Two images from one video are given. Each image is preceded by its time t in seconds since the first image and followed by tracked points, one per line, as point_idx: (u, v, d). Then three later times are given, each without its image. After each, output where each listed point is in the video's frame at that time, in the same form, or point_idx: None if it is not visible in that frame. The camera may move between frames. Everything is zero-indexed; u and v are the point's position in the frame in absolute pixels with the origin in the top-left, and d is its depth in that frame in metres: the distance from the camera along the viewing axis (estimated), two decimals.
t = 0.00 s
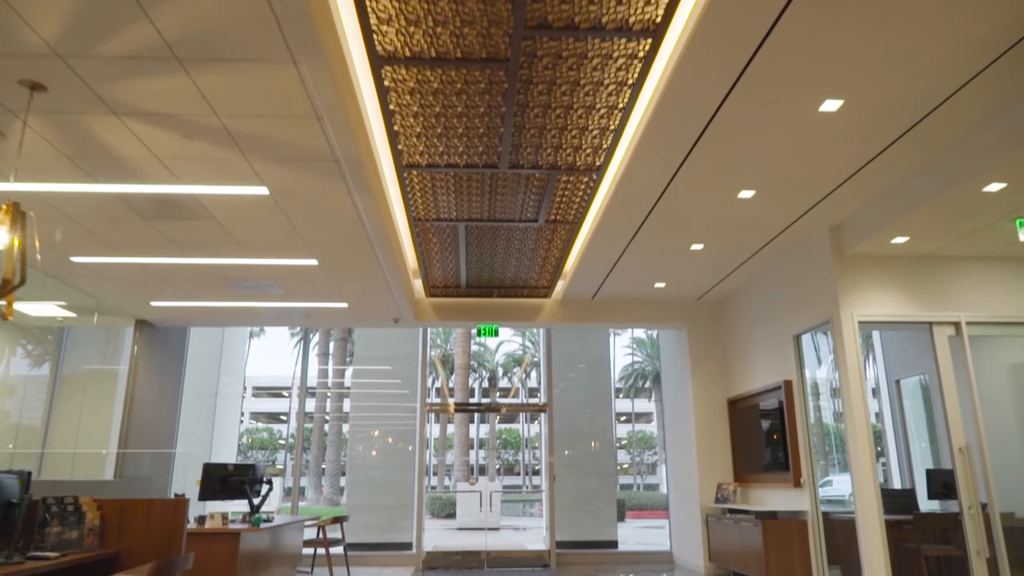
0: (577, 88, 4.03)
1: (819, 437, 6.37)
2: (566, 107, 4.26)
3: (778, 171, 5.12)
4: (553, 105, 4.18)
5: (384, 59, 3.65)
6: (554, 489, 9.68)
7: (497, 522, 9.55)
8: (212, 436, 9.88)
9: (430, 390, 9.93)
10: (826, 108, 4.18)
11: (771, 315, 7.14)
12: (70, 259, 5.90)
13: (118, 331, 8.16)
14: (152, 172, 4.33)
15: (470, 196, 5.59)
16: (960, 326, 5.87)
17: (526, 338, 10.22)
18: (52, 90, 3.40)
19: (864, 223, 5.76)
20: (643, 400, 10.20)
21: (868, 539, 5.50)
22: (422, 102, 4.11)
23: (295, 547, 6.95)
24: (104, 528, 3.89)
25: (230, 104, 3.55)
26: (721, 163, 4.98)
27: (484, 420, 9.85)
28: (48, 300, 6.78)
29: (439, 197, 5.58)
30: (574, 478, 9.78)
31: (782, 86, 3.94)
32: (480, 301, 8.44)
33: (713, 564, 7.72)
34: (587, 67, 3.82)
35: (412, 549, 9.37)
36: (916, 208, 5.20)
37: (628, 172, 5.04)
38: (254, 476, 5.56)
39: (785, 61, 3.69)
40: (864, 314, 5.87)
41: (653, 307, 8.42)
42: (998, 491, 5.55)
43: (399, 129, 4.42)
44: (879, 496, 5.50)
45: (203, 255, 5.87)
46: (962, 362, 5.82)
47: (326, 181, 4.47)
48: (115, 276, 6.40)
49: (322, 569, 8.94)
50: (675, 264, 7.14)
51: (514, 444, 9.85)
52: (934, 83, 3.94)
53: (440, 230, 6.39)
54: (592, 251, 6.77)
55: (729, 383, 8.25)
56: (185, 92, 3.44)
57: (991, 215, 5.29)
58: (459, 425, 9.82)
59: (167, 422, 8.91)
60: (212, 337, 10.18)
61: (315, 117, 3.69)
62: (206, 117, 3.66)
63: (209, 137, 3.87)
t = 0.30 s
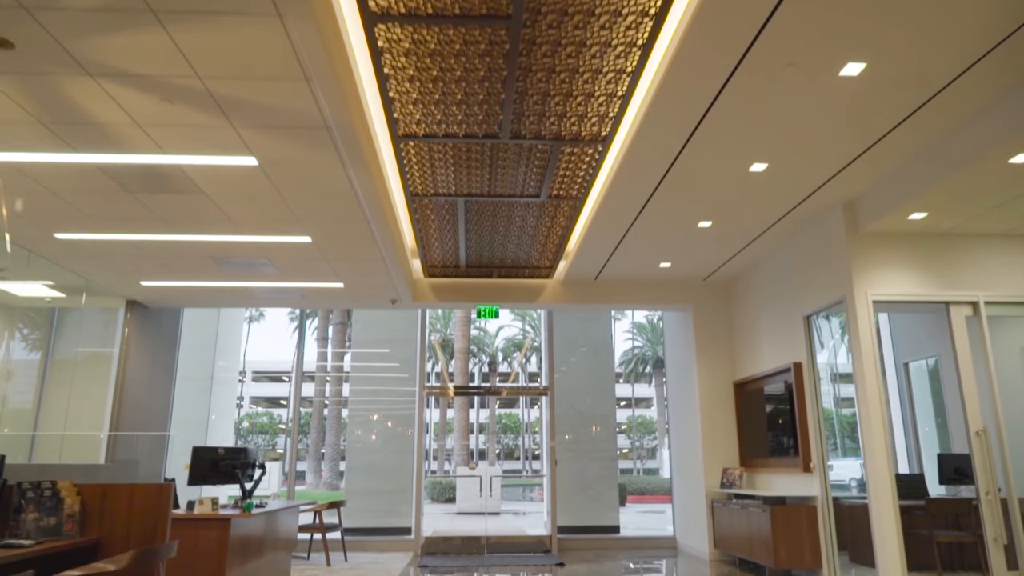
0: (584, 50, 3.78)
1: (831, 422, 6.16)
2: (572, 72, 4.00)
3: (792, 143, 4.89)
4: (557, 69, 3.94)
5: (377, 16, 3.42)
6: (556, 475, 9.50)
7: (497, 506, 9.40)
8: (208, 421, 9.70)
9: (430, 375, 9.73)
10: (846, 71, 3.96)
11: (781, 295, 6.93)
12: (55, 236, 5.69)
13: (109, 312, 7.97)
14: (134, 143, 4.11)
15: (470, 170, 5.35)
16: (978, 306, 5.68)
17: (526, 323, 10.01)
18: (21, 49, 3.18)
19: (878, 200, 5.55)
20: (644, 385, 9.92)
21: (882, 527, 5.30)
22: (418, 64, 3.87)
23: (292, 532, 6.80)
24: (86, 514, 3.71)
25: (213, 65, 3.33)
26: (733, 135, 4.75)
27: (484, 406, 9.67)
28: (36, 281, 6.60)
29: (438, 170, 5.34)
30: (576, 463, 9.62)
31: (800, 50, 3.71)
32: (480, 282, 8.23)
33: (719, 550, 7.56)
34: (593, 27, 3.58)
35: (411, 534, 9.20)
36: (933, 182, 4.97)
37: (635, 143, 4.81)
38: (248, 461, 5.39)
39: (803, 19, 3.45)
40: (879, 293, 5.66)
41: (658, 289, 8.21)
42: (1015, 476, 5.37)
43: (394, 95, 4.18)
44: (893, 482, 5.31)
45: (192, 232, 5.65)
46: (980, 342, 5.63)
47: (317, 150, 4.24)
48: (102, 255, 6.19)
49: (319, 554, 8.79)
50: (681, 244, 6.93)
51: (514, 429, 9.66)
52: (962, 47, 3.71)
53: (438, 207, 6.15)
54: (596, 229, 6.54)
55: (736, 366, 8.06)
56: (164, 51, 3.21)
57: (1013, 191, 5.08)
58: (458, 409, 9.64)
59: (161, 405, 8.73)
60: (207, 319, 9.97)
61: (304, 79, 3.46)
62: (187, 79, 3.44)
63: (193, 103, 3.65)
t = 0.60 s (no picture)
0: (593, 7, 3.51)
1: (844, 407, 5.94)
2: (579, 33, 3.72)
3: (808, 115, 4.63)
4: (564, 28, 3.67)
5: None
6: (557, 462, 9.33)
7: (498, 494, 9.18)
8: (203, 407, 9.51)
9: (429, 362, 9.50)
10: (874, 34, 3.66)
11: (792, 277, 6.70)
12: (38, 213, 5.47)
13: (99, 294, 7.74)
14: (114, 110, 3.87)
15: (470, 143, 5.10)
16: (1000, 287, 5.48)
17: (527, 310, 9.81)
18: None
19: (896, 176, 5.31)
20: (643, 372, 9.78)
21: (898, 515, 5.09)
22: (415, 23, 3.61)
23: (288, 519, 6.63)
24: (63, 502, 3.50)
25: (192, 20, 3.08)
26: (747, 106, 4.49)
27: (484, 394, 9.42)
28: (23, 262, 6.39)
29: (437, 143, 5.09)
30: (577, 449, 9.45)
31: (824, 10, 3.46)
32: (480, 264, 8.01)
33: (725, 538, 7.39)
34: None
35: (410, 522, 9.03)
36: (956, 155, 4.70)
37: (645, 113, 4.53)
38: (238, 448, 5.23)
39: None
40: (896, 273, 5.44)
41: (663, 272, 7.98)
42: None
43: (389, 57, 3.91)
44: (910, 469, 5.10)
45: (181, 209, 5.42)
46: (1001, 324, 5.43)
47: (308, 117, 3.99)
48: (89, 234, 5.98)
49: (316, 541, 8.61)
50: (688, 223, 6.69)
51: (514, 416, 9.42)
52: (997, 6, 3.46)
53: (437, 182, 5.90)
54: (601, 208, 6.26)
55: (743, 351, 7.86)
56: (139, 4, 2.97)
57: None
58: (458, 397, 9.40)
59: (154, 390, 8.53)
60: (202, 303, 9.77)
61: (291, 36, 3.21)
62: (164, 36, 3.19)
63: (174, 64, 3.41)
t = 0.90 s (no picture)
0: None
1: (857, 393, 5.75)
2: None
3: (825, 88, 4.41)
4: None
5: None
6: (559, 450, 9.12)
7: (498, 481, 9.03)
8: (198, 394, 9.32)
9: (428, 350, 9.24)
10: None
11: (804, 260, 6.49)
12: (20, 190, 5.25)
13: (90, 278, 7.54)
14: (93, 77, 3.65)
15: (471, 116, 4.87)
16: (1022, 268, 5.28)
17: (527, 297, 9.61)
18: None
19: (914, 154, 5.08)
20: (643, 360, 9.59)
21: (915, 503, 4.90)
22: None
23: (283, 507, 6.46)
24: (39, 489, 3.31)
25: None
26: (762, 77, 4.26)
27: (484, 380, 9.24)
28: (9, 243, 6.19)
29: (436, 117, 4.87)
30: (578, 437, 9.28)
31: None
32: (480, 246, 7.80)
33: (731, 527, 7.22)
34: None
35: (410, 510, 8.86)
36: (980, 131, 4.47)
37: (655, 84, 4.29)
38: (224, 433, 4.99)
39: None
40: (914, 254, 5.23)
41: (669, 256, 7.76)
42: None
43: (385, 21, 3.68)
44: (928, 457, 4.90)
45: (169, 186, 5.20)
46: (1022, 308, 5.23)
47: (298, 85, 3.76)
48: (74, 212, 5.75)
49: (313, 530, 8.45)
50: (695, 204, 6.47)
51: (514, 404, 9.23)
52: None
53: (436, 159, 5.68)
54: (605, 188, 6.04)
55: (750, 337, 7.66)
56: None
57: None
58: (458, 384, 9.23)
59: (147, 375, 8.33)
60: (197, 288, 9.55)
61: None
62: None
63: (153, 24, 3.18)
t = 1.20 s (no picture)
0: None
1: (872, 379, 5.52)
2: None
3: (844, 57, 4.16)
4: None
5: None
6: (561, 439, 8.94)
7: (498, 470, 8.83)
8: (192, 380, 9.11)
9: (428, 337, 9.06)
10: None
11: (816, 242, 6.25)
12: None
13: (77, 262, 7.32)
14: (64, 38, 3.41)
15: (471, 87, 4.62)
16: None
17: (527, 286, 9.35)
18: None
19: (935, 129, 4.83)
20: (643, 349, 9.36)
21: (935, 494, 4.68)
22: None
23: (277, 497, 6.26)
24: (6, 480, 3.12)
25: None
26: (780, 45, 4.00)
27: (484, 368, 9.03)
28: None
29: (433, 87, 4.62)
30: (580, 425, 9.09)
31: None
32: (481, 229, 7.56)
33: (738, 517, 7.03)
34: None
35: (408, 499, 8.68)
36: (1006, 104, 4.21)
37: (665, 50, 4.03)
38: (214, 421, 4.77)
39: None
40: (935, 234, 4.99)
41: (675, 239, 7.52)
42: None
43: None
44: (949, 445, 4.68)
45: (153, 161, 4.97)
46: None
47: (285, 48, 3.51)
48: (56, 190, 5.51)
49: (308, 520, 8.26)
50: (703, 183, 6.22)
51: (514, 392, 9.02)
52: None
53: (434, 135, 5.43)
54: (611, 167, 5.78)
55: (758, 323, 7.43)
56: None
57: None
58: (458, 371, 9.02)
59: (138, 362, 8.12)
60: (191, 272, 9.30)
61: None
62: None
63: None
